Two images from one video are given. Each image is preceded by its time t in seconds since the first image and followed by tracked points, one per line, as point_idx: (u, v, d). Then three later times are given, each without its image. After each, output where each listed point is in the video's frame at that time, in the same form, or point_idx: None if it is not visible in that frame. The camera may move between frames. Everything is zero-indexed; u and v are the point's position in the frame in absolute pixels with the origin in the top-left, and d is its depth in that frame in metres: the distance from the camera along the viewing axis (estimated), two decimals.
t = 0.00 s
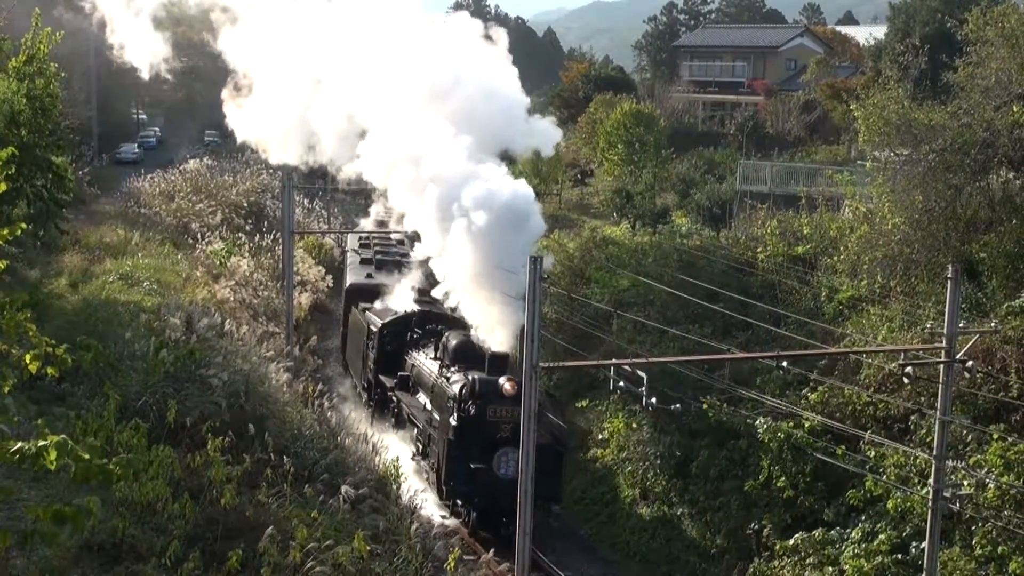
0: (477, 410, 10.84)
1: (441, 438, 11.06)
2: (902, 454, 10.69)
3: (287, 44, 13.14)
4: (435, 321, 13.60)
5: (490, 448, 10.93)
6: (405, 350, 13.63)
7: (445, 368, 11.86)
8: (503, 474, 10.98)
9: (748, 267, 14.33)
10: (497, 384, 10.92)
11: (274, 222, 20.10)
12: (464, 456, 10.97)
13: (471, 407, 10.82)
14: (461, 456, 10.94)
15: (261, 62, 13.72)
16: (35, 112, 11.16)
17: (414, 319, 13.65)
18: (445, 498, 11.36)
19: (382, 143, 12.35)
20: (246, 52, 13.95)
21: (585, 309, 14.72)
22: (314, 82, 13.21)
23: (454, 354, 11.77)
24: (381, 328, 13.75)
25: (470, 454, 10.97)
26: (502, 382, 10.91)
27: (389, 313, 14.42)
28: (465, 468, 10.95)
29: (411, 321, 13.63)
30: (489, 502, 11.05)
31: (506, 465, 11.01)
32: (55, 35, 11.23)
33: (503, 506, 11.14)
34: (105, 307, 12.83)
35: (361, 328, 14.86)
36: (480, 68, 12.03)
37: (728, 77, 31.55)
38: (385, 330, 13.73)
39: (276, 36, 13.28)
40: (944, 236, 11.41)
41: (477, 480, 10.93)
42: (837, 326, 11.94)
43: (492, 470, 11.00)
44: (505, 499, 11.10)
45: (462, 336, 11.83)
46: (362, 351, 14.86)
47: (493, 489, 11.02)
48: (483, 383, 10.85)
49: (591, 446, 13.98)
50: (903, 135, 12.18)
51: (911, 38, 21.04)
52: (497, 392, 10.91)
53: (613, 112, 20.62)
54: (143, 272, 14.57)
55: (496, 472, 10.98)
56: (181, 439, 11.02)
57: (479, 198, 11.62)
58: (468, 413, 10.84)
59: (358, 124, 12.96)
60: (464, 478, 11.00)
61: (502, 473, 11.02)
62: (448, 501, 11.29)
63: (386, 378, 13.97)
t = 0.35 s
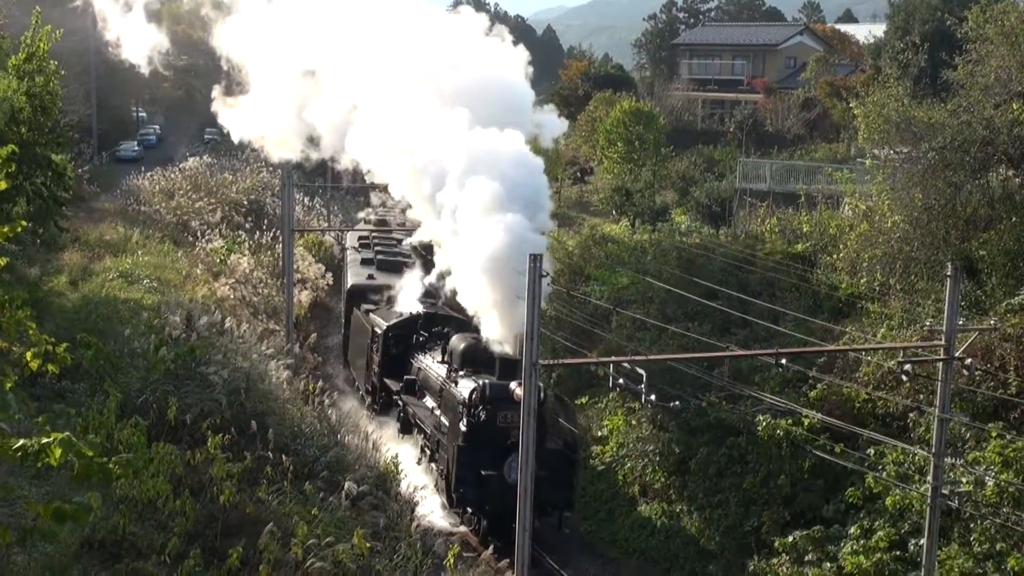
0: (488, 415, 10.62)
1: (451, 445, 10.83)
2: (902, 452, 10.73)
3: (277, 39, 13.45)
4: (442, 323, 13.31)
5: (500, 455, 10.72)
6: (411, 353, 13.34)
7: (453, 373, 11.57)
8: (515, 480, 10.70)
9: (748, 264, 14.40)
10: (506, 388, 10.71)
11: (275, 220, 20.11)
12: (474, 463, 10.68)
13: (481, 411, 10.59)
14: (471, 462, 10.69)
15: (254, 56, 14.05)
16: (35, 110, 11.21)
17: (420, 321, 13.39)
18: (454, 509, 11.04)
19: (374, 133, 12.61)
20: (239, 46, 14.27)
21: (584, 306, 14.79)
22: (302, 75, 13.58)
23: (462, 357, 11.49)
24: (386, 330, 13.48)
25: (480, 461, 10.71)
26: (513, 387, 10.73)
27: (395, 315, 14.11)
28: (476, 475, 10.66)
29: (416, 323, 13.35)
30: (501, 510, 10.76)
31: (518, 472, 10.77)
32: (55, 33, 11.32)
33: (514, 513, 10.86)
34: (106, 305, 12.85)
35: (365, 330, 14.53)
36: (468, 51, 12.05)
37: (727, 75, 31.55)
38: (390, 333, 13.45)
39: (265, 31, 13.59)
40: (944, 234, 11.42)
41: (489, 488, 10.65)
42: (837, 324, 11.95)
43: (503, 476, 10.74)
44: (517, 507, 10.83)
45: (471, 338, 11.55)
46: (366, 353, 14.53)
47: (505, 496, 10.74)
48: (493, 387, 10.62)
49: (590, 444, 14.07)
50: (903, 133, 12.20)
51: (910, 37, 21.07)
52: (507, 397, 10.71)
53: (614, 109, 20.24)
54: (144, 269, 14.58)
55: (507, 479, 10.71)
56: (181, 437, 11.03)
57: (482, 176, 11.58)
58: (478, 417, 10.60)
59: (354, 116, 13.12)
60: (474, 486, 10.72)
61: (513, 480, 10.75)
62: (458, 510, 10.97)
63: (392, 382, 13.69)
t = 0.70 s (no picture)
0: (500, 405, 11.41)
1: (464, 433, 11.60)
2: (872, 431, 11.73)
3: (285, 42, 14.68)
4: (453, 317, 14.24)
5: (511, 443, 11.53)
6: (424, 344, 14.26)
7: (466, 364, 12.44)
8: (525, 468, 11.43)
9: (730, 256, 15.47)
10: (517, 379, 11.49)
11: (291, 215, 21.03)
12: (487, 451, 11.48)
13: (494, 401, 11.37)
14: (484, 450, 11.46)
15: (264, 62, 15.36)
16: (69, 113, 12.15)
17: (433, 314, 14.33)
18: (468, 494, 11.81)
19: (381, 129, 13.84)
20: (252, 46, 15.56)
21: (576, 294, 15.81)
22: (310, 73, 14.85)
23: (474, 350, 12.35)
24: (400, 322, 14.37)
25: (492, 449, 11.51)
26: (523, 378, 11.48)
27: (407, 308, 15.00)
28: (489, 462, 11.47)
29: (429, 315, 14.30)
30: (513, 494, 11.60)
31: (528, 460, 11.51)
32: (87, 43, 12.33)
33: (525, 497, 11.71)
34: (133, 295, 13.80)
35: (379, 322, 15.41)
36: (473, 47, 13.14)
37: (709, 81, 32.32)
38: (404, 325, 14.34)
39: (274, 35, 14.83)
40: (910, 228, 12.37)
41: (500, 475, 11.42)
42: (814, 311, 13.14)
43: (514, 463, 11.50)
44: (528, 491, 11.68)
45: (481, 331, 12.42)
46: (379, 343, 15.42)
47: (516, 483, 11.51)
48: (504, 378, 11.40)
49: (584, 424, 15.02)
50: (873, 134, 13.14)
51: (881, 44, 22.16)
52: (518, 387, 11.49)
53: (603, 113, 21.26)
54: (168, 262, 15.52)
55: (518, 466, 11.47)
56: (205, 415, 11.94)
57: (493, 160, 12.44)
58: (491, 407, 11.39)
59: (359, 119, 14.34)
60: (487, 472, 11.49)
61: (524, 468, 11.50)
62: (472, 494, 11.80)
63: (405, 371, 14.60)
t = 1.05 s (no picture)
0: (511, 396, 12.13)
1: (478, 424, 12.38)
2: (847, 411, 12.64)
3: (298, 47, 16.43)
4: (462, 310, 15.19)
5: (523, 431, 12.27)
6: (435, 336, 15.17)
7: (476, 354, 13.30)
8: (537, 456, 12.24)
9: (714, 250, 16.59)
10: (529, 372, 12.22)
11: (307, 211, 22.39)
12: (500, 439, 12.24)
13: (507, 392, 12.10)
14: (497, 440, 12.26)
15: (283, 70, 17.09)
16: (102, 117, 13.15)
17: (444, 308, 15.21)
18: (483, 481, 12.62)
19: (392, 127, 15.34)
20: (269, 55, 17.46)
21: (570, 284, 16.94)
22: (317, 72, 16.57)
23: (483, 342, 13.23)
24: (412, 316, 15.25)
25: (504, 438, 12.26)
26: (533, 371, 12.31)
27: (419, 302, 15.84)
28: (500, 450, 12.22)
29: (440, 309, 15.18)
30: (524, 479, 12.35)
31: (539, 448, 12.33)
32: (118, 51, 13.29)
33: (536, 483, 12.47)
34: (160, 286, 14.87)
35: (391, 316, 16.34)
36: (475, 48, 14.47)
37: (695, 87, 35.39)
38: (416, 318, 15.23)
39: (289, 41, 16.60)
40: (880, 224, 13.42)
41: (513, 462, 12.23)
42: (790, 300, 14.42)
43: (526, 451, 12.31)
44: (538, 477, 12.43)
45: (492, 325, 13.33)
46: (392, 335, 16.35)
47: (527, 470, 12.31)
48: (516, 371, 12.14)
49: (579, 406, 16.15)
50: (845, 136, 14.21)
51: (854, 53, 23.50)
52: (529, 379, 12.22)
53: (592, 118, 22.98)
54: (194, 255, 16.65)
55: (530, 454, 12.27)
56: (227, 396, 12.94)
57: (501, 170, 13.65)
58: (502, 398, 12.13)
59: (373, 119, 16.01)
60: (500, 460, 12.30)
61: (535, 455, 12.33)
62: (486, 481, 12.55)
63: (417, 362, 15.54)
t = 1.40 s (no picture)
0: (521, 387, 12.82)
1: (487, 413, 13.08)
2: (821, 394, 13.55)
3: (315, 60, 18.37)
4: (471, 304, 16.09)
5: (532, 421, 12.93)
6: (445, 328, 16.09)
7: (485, 347, 13.92)
8: (544, 444, 12.91)
9: (697, 244, 17.96)
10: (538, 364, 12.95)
11: (318, 208, 26.09)
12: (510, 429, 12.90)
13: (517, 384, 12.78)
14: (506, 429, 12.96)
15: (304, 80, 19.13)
16: (129, 120, 14.10)
17: (452, 302, 16.20)
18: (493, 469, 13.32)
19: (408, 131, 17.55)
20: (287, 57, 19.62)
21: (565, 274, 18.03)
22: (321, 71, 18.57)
23: (492, 335, 13.83)
24: (423, 309, 16.12)
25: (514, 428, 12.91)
26: (542, 364, 13.04)
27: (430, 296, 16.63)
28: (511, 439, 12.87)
29: (449, 303, 16.13)
30: (533, 467, 13.00)
31: (546, 437, 12.99)
32: (143, 59, 14.24)
33: (544, 471, 13.11)
34: (183, 279, 15.99)
35: (402, 309, 17.29)
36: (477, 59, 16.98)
37: (681, 92, 37.98)
38: (427, 311, 16.10)
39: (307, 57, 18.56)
40: (853, 218, 14.58)
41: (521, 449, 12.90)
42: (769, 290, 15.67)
43: (534, 440, 12.96)
44: (546, 465, 13.08)
45: (499, 318, 13.91)
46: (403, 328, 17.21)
47: (534, 458, 12.97)
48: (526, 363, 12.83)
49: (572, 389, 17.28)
50: (819, 137, 15.30)
51: (830, 61, 24.97)
52: (539, 371, 12.92)
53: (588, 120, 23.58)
54: (215, 249, 18.26)
55: (537, 443, 12.95)
56: (245, 379, 13.66)
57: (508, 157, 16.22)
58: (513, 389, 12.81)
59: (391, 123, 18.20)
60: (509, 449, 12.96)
61: (543, 444, 12.99)
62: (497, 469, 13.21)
63: (428, 353, 16.42)
